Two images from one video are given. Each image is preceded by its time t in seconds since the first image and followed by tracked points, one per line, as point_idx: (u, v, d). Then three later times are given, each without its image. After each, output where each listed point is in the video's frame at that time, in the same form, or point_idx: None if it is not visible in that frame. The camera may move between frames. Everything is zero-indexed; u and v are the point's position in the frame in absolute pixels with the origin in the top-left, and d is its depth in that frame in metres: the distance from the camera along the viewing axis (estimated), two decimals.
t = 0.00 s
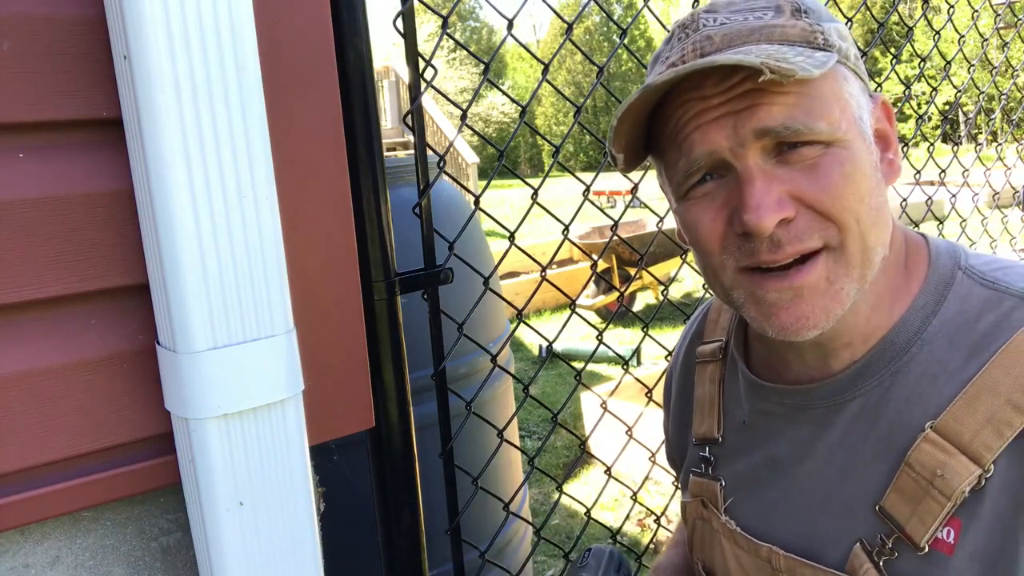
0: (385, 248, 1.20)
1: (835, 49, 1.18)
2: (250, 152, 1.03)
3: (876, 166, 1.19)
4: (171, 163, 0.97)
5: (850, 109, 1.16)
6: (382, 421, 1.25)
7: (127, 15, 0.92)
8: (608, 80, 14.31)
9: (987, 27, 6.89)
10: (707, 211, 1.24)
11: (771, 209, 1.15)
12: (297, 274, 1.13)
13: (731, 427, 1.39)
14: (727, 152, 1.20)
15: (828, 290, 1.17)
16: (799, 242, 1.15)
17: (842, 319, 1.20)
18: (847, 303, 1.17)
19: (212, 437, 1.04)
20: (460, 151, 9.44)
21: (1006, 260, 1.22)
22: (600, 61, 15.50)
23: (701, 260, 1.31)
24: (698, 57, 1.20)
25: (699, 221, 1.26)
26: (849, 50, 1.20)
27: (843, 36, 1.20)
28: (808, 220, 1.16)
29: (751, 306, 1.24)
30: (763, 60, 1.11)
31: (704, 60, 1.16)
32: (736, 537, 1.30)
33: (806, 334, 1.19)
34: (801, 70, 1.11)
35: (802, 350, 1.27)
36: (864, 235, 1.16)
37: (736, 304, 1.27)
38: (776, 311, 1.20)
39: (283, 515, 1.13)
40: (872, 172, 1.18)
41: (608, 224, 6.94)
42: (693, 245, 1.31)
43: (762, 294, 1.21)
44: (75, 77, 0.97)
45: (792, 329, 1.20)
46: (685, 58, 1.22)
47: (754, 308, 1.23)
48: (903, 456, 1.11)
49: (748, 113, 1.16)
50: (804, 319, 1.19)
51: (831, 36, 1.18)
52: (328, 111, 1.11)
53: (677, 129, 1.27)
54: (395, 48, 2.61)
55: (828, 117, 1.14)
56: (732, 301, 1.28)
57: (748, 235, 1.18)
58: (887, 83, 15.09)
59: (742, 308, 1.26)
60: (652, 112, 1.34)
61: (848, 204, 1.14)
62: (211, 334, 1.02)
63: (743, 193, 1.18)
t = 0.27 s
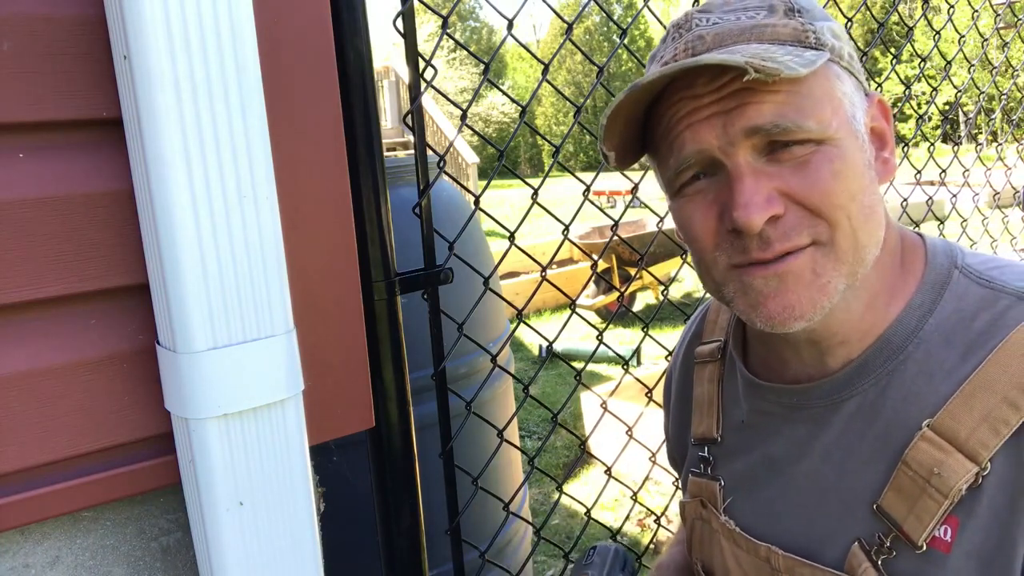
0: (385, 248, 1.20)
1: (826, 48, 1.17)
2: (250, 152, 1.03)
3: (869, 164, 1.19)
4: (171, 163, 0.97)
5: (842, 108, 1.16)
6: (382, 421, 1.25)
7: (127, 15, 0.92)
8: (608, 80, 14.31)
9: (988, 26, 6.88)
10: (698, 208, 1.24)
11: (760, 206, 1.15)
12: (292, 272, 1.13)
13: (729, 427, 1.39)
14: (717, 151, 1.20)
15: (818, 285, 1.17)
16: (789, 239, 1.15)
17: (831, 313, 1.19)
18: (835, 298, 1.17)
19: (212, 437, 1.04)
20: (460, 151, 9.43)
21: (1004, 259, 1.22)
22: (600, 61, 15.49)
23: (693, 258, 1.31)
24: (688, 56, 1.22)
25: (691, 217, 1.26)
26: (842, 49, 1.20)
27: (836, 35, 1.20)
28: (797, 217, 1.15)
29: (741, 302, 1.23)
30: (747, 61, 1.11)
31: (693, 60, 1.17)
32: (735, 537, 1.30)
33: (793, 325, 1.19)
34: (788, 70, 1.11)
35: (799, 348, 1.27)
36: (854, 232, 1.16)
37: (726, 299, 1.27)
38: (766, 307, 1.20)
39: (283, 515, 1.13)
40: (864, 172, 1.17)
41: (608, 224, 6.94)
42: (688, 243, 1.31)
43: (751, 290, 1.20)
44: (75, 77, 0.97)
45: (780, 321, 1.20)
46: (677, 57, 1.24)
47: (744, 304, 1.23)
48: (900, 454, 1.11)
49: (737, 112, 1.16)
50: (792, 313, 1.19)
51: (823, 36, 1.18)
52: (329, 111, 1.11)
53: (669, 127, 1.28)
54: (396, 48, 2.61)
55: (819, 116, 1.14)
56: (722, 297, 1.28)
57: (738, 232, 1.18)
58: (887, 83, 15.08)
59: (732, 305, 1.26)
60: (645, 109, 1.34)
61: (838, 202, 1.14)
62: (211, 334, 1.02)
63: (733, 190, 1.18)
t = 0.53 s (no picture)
0: (385, 248, 1.20)
1: (825, 44, 1.17)
2: (250, 152, 1.03)
3: (866, 162, 1.19)
4: (171, 163, 0.97)
5: (840, 103, 1.17)
6: (382, 421, 1.24)
7: (127, 15, 0.92)
8: (608, 80, 14.31)
9: (988, 27, 6.88)
10: (698, 202, 1.24)
11: (759, 197, 1.15)
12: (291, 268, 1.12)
13: (729, 426, 1.39)
14: (717, 146, 1.20)
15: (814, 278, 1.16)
16: (787, 230, 1.14)
17: (830, 308, 1.19)
18: (832, 291, 1.17)
19: (212, 437, 1.04)
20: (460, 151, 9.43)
21: (1002, 259, 1.22)
22: (600, 61, 15.49)
23: (696, 254, 1.31)
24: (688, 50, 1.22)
25: (690, 212, 1.25)
26: (840, 46, 1.20)
27: (834, 33, 1.21)
28: (792, 212, 1.15)
29: (740, 296, 1.22)
30: (748, 50, 1.11)
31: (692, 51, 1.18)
32: (733, 536, 1.30)
33: (794, 320, 1.19)
34: (787, 61, 1.11)
35: (798, 347, 1.27)
36: (847, 227, 1.16)
37: (726, 294, 1.25)
38: (764, 301, 1.20)
39: (282, 515, 1.13)
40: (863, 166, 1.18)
41: (608, 224, 6.93)
42: (689, 237, 1.30)
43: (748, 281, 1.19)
44: (75, 76, 0.97)
45: (779, 316, 1.19)
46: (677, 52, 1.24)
47: (743, 298, 1.22)
48: (898, 453, 1.11)
49: (738, 107, 1.16)
50: (789, 308, 1.18)
51: (822, 32, 1.19)
52: (329, 110, 1.11)
53: (669, 122, 1.28)
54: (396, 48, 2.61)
55: (817, 110, 1.14)
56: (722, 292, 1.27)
57: (737, 223, 1.18)
58: (887, 83, 15.08)
59: (731, 299, 1.24)
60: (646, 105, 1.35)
61: (833, 197, 1.14)
62: (211, 334, 1.02)
63: (731, 183, 1.18)
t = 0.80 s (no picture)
0: (385, 248, 1.19)
1: (820, 47, 1.17)
2: (250, 154, 1.03)
3: (864, 163, 1.19)
4: (171, 163, 0.97)
5: (837, 105, 1.17)
6: (382, 421, 1.24)
7: (127, 15, 0.92)
8: (608, 80, 14.32)
9: (988, 27, 6.88)
10: (697, 207, 1.24)
11: (757, 202, 1.15)
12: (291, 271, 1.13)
13: (729, 424, 1.38)
14: (715, 150, 1.20)
15: (814, 279, 1.17)
16: (788, 233, 1.15)
17: (830, 308, 1.19)
18: (832, 293, 1.17)
19: (212, 437, 1.04)
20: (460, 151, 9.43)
21: (999, 259, 1.22)
22: (600, 61, 15.49)
23: (691, 256, 1.31)
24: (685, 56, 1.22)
25: (689, 216, 1.26)
26: (835, 48, 1.20)
27: (830, 36, 1.20)
28: (794, 213, 1.15)
29: (739, 297, 1.23)
30: (744, 56, 1.12)
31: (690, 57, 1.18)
32: (730, 533, 1.29)
33: (792, 320, 1.19)
34: (782, 65, 1.11)
35: (795, 348, 1.27)
36: (851, 225, 1.16)
37: (724, 295, 1.27)
38: (764, 302, 1.20)
39: (282, 515, 1.13)
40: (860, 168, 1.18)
41: (608, 224, 6.93)
42: (684, 241, 1.31)
43: (748, 282, 1.20)
44: (75, 77, 0.97)
45: (777, 316, 1.19)
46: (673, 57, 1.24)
47: (742, 298, 1.22)
48: (895, 451, 1.11)
49: (734, 112, 1.16)
50: (789, 308, 1.19)
51: (816, 35, 1.18)
52: (330, 110, 1.11)
53: (667, 126, 1.28)
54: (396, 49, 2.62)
55: (813, 112, 1.14)
56: (721, 294, 1.27)
57: (736, 228, 1.18)
58: (886, 83, 15.09)
59: (730, 301, 1.25)
60: (642, 108, 1.35)
61: (834, 196, 1.15)
62: (211, 334, 1.02)
63: (730, 188, 1.19)
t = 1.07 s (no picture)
0: (385, 248, 1.20)
1: (828, 41, 1.17)
2: (250, 154, 1.03)
3: (870, 157, 1.19)
4: (171, 163, 0.97)
5: (845, 98, 1.17)
6: (382, 421, 1.25)
7: (127, 15, 0.92)
8: (608, 80, 14.31)
9: (988, 27, 6.88)
10: (702, 196, 1.24)
11: (765, 189, 1.15)
12: (292, 270, 1.12)
13: (732, 423, 1.38)
14: (723, 138, 1.19)
15: (819, 271, 1.17)
16: (795, 223, 1.15)
17: (833, 303, 1.19)
18: (838, 285, 1.17)
19: (212, 437, 1.04)
20: (460, 151, 9.44)
21: (1003, 259, 1.22)
22: (600, 61, 15.49)
23: (694, 247, 1.32)
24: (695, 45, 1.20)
25: (695, 206, 1.26)
26: (843, 45, 1.20)
27: (837, 31, 1.20)
28: (801, 201, 1.16)
29: (741, 291, 1.24)
30: (757, 40, 1.11)
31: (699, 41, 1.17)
32: (731, 532, 1.30)
33: (798, 316, 1.19)
34: (794, 52, 1.11)
35: (798, 342, 1.27)
36: (859, 218, 1.16)
37: (728, 289, 1.28)
38: (770, 292, 1.20)
39: (282, 515, 1.13)
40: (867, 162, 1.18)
41: (608, 224, 6.93)
42: (689, 232, 1.32)
43: (753, 276, 1.21)
44: (75, 76, 0.97)
45: (783, 312, 1.20)
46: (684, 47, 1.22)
47: (746, 294, 1.24)
48: (897, 450, 1.11)
49: (745, 99, 1.16)
50: (797, 305, 1.19)
51: (825, 29, 1.18)
52: (330, 110, 1.11)
53: (674, 116, 1.28)
54: (396, 48, 2.61)
55: (821, 103, 1.14)
56: (723, 287, 1.29)
57: (743, 217, 1.18)
58: (886, 83, 15.07)
59: (733, 292, 1.26)
60: (651, 97, 1.34)
61: (845, 186, 1.15)
62: (211, 334, 1.02)
63: (738, 176, 1.18)
